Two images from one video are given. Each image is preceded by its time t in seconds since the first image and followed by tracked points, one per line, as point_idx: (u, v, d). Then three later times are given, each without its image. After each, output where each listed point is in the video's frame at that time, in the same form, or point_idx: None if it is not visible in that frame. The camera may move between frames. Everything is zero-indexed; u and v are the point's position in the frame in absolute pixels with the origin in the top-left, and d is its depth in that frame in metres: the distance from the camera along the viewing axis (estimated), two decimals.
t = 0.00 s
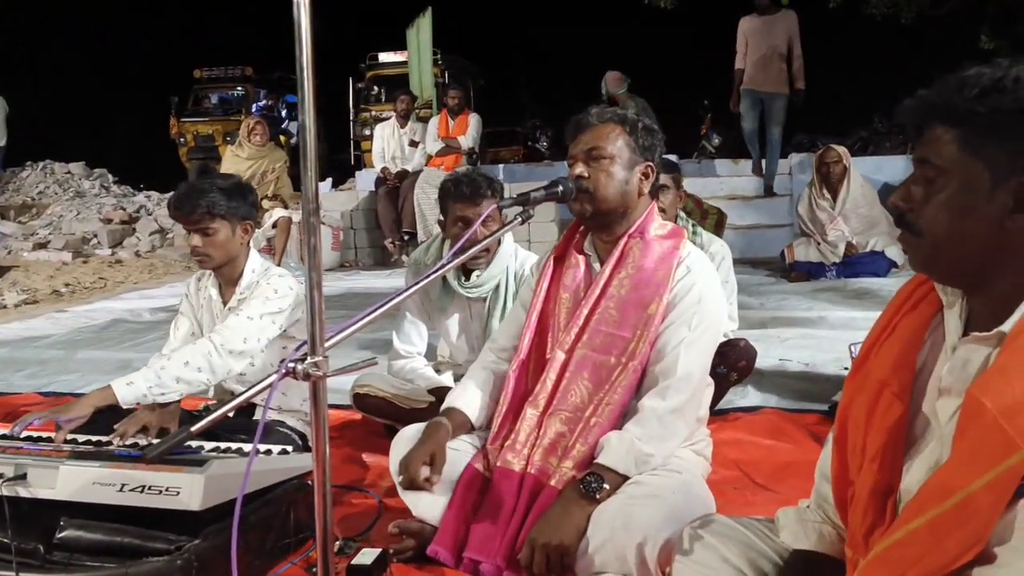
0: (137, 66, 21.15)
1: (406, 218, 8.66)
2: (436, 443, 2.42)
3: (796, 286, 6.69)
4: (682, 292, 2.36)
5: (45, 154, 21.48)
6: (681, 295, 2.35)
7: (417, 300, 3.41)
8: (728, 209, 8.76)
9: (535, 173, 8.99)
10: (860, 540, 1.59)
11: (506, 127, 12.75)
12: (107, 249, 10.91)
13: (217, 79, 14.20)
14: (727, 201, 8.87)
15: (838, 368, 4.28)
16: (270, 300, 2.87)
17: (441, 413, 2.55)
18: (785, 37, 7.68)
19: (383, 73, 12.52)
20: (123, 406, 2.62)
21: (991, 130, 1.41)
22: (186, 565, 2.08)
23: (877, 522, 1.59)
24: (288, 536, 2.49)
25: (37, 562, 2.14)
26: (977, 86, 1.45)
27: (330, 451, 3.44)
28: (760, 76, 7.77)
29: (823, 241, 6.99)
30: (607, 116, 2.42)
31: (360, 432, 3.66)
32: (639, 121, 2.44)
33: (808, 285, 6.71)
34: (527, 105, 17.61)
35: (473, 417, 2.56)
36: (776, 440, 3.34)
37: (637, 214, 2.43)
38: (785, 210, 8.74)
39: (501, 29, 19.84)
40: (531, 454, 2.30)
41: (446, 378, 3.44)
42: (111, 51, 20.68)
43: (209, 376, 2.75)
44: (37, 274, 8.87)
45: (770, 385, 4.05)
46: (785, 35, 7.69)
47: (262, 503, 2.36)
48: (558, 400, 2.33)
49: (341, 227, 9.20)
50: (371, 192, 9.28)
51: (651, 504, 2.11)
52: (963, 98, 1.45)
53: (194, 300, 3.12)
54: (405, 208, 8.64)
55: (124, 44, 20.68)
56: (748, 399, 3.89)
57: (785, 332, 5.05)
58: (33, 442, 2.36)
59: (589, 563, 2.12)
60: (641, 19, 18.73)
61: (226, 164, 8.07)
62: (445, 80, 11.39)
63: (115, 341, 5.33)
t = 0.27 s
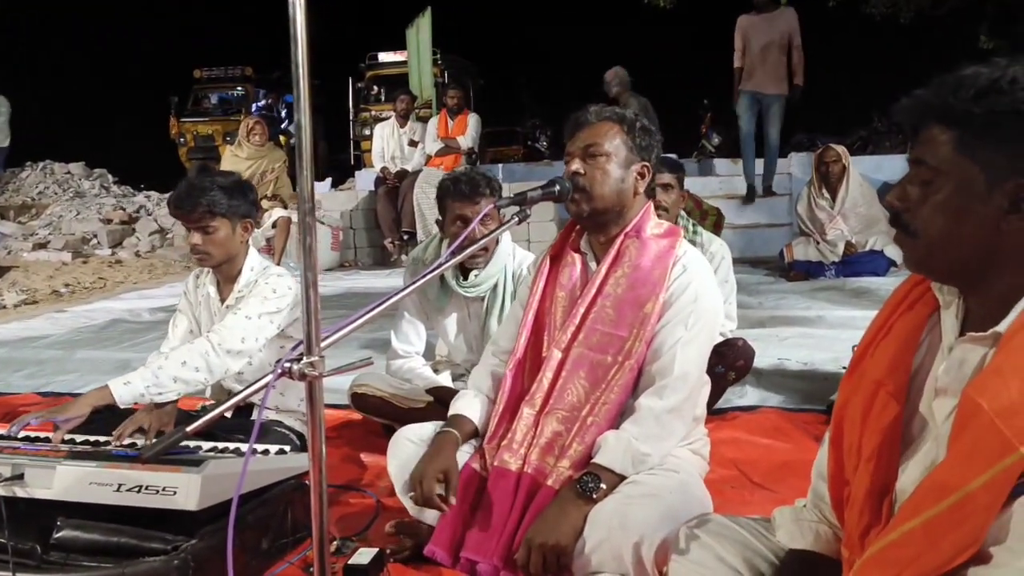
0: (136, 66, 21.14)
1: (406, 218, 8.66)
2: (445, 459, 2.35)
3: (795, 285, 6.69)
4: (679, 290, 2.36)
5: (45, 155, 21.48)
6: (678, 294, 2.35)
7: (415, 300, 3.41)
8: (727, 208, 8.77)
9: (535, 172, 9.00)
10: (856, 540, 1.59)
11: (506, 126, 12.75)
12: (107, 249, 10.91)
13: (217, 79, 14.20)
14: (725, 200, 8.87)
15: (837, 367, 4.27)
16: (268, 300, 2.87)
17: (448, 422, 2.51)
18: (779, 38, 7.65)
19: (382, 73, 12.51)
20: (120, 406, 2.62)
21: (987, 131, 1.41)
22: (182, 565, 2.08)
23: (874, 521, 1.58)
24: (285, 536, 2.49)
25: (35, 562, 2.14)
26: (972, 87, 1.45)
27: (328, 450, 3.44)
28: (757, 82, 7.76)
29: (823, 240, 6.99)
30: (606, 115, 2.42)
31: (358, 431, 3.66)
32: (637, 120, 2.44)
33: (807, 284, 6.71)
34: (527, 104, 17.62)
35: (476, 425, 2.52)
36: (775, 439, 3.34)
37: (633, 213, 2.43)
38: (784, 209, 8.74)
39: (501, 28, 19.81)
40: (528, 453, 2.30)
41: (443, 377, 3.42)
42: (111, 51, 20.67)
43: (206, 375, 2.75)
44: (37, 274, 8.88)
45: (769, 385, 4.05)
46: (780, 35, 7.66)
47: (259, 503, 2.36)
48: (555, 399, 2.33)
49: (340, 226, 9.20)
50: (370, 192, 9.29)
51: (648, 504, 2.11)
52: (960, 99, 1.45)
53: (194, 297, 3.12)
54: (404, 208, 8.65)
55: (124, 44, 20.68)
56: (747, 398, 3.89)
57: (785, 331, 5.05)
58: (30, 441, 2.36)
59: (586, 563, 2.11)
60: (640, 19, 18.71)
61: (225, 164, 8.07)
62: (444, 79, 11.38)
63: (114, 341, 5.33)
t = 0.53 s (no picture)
0: (137, 67, 21.16)
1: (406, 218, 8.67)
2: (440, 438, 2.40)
3: (796, 284, 6.68)
4: (676, 288, 2.36)
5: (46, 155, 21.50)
6: (675, 292, 2.35)
7: (414, 300, 3.41)
8: (727, 208, 8.78)
9: (535, 172, 9.00)
10: (855, 539, 1.58)
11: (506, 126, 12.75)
12: (107, 250, 10.92)
13: (217, 79, 14.22)
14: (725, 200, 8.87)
15: (838, 367, 4.27)
16: (266, 298, 2.86)
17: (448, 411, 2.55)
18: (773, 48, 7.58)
19: (382, 73, 12.51)
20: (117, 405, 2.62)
21: (985, 131, 1.40)
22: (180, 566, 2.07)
23: (872, 520, 1.58)
24: (283, 536, 2.49)
25: (32, 563, 2.14)
26: (970, 86, 1.44)
27: (328, 450, 3.44)
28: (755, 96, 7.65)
29: (823, 238, 6.98)
30: (605, 113, 2.42)
31: (357, 432, 3.66)
32: (635, 118, 2.44)
33: (808, 283, 6.70)
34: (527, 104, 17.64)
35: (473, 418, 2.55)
36: (775, 439, 3.33)
37: (630, 211, 2.43)
38: (785, 209, 8.73)
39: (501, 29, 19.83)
40: (527, 452, 2.30)
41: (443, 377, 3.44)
42: (111, 52, 20.69)
43: (204, 374, 2.74)
44: (38, 274, 8.88)
45: (769, 384, 4.04)
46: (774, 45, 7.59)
47: (257, 504, 2.35)
48: (552, 397, 2.33)
49: (340, 226, 9.21)
50: (371, 192, 9.31)
51: (647, 504, 2.11)
52: (958, 98, 1.44)
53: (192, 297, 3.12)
54: (404, 208, 8.66)
55: (125, 44, 20.69)
56: (747, 397, 3.88)
57: (785, 331, 5.04)
58: (28, 442, 2.36)
59: (585, 563, 2.10)
60: (640, 18, 18.74)
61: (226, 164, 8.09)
62: (444, 80, 11.39)
63: (114, 341, 5.33)
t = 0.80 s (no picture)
0: (138, 67, 21.17)
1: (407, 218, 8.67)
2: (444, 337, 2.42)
3: (798, 283, 6.68)
4: (674, 287, 2.36)
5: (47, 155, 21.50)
6: (674, 291, 2.35)
7: (415, 299, 3.42)
8: (727, 207, 8.81)
9: (536, 172, 8.99)
10: (854, 539, 1.58)
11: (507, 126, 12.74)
12: (108, 250, 10.91)
13: (217, 80, 14.22)
14: (725, 200, 8.86)
15: (839, 366, 4.26)
16: (266, 297, 2.86)
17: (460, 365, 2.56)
18: (772, 61, 7.55)
19: (383, 73, 12.50)
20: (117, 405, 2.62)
21: (983, 131, 1.40)
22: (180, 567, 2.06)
23: (872, 521, 1.57)
24: (284, 537, 2.49)
25: (33, 563, 2.14)
26: (969, 85, 1.44)
27: (328, 451, 3.43)
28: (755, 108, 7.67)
29: (824, 238, 6.99)
30: (603, 113, 2.42)
31: (357, 432, 3.65)
32: (632, 119, 2.44)
33: (810, 282, 6.70)
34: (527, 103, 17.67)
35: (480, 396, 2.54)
36: (776, 438, 3.33)
37: (629, 210, 2.44)
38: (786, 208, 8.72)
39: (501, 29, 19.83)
40: (526, 452, 2.30)
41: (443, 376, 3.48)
42: (111, 51, 20.70)
43: (203, 374, 2.74)
44: (39, 275, 8.88)
45: (771, 384, 4.04)
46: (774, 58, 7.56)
47: (257, 504, 2.35)
48: (552, 397, 2.33)
49: (341, 226, 9.21)
50: (372, 192, 9.30)
51: (647, 504, 2.10)
52: (957, 98, 1.44)
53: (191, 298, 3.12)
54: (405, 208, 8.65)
55: (125, 45, 20.70)
56: (749, 397, 3.87)
57: (786, 330, 5.03)
58: (29, 443, 2.36)
59: (585, 563, 2.10)
60: (639, 18, 18.79)
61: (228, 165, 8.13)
62: (445, 80, 11.39)
63: (116, 342, 5.33)
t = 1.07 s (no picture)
0: (139, 67, 21.18)
1: (408, 218, 8.67)
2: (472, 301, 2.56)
3: (799, 283, 6.68)
4: (674, 286, 2.36)
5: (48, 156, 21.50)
6: (674, 290, 2.35)
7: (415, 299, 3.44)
8: (728, 207, 8.80)
9: (537, 171, 8.99)
10: (855, 537, 1.58)
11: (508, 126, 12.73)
12: (109, 251, 10.92)
13: (219, 80, 14.23)
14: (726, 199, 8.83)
15: (840, 366, 4.26)
16: (267, 297, 2.86)
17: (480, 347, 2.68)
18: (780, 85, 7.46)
19: (384, 73, 12.49)
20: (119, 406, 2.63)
21: (983, 130, 1.40)
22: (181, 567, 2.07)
23: (873, 519, 1.57)
24: (286, 537, 2.49)
25: (34, 563, 2.15)
26: (967, 85, 1.44)
27: (330, 451, 3.44)
28: (758, 127, 7.60)
29: (825, 237, 7.01)
30: (604, 112, 2.42)
31: (359, 432, 3.66)
32: (632, 118, 2.45)
33: (811, 282, 6.69)
34: (528, 102, 17.68)
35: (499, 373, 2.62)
36: (777, 437, 3.33)
37: (629, 209, 2.44)
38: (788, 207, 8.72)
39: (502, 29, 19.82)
40: (527, 450, 2.30)
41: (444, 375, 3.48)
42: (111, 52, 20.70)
43: (205, 374, 2.75)
44: (40, 275, 8.89)
45: (772, 383, 4.03)
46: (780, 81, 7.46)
47: (259, 503, 2.36)
48: (552, 396, 2.33)
49: (342, 226, 9.22)
50: (372, 192, 9.27)
51: (648, 503, 2.11)
52: (955, 97, 1.44)
53: (190, 299, 3.13)
54: (406, 208, 8.65)
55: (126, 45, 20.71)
56: (750, 396, 3.87)
57: (788, 329, 5.03)
58: (31, 443, 2.36)
59: (586, 562, 2.10)
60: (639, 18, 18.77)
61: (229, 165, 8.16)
62: (446, 80, 11.38)
63: (118, 342, 5.34)
